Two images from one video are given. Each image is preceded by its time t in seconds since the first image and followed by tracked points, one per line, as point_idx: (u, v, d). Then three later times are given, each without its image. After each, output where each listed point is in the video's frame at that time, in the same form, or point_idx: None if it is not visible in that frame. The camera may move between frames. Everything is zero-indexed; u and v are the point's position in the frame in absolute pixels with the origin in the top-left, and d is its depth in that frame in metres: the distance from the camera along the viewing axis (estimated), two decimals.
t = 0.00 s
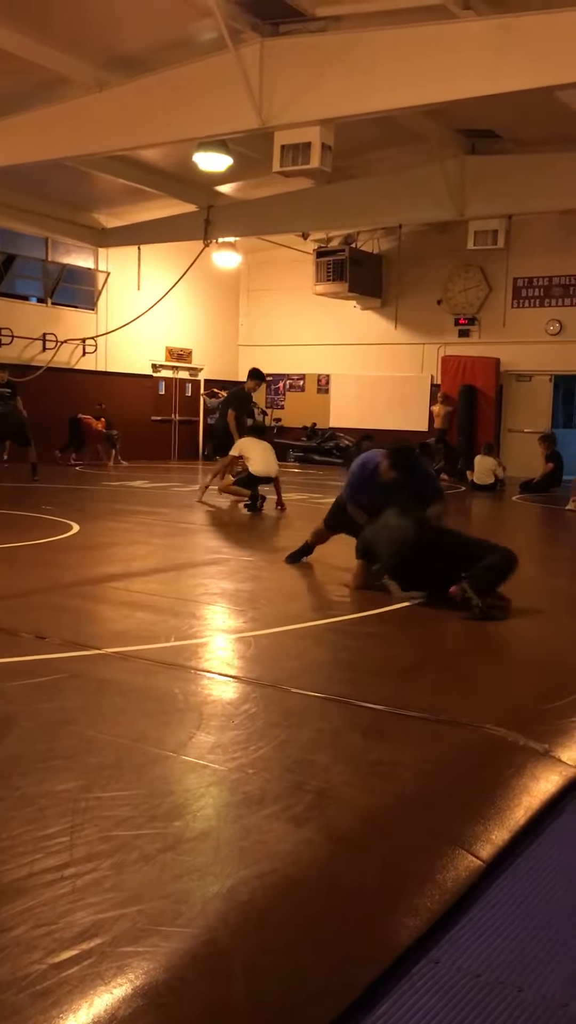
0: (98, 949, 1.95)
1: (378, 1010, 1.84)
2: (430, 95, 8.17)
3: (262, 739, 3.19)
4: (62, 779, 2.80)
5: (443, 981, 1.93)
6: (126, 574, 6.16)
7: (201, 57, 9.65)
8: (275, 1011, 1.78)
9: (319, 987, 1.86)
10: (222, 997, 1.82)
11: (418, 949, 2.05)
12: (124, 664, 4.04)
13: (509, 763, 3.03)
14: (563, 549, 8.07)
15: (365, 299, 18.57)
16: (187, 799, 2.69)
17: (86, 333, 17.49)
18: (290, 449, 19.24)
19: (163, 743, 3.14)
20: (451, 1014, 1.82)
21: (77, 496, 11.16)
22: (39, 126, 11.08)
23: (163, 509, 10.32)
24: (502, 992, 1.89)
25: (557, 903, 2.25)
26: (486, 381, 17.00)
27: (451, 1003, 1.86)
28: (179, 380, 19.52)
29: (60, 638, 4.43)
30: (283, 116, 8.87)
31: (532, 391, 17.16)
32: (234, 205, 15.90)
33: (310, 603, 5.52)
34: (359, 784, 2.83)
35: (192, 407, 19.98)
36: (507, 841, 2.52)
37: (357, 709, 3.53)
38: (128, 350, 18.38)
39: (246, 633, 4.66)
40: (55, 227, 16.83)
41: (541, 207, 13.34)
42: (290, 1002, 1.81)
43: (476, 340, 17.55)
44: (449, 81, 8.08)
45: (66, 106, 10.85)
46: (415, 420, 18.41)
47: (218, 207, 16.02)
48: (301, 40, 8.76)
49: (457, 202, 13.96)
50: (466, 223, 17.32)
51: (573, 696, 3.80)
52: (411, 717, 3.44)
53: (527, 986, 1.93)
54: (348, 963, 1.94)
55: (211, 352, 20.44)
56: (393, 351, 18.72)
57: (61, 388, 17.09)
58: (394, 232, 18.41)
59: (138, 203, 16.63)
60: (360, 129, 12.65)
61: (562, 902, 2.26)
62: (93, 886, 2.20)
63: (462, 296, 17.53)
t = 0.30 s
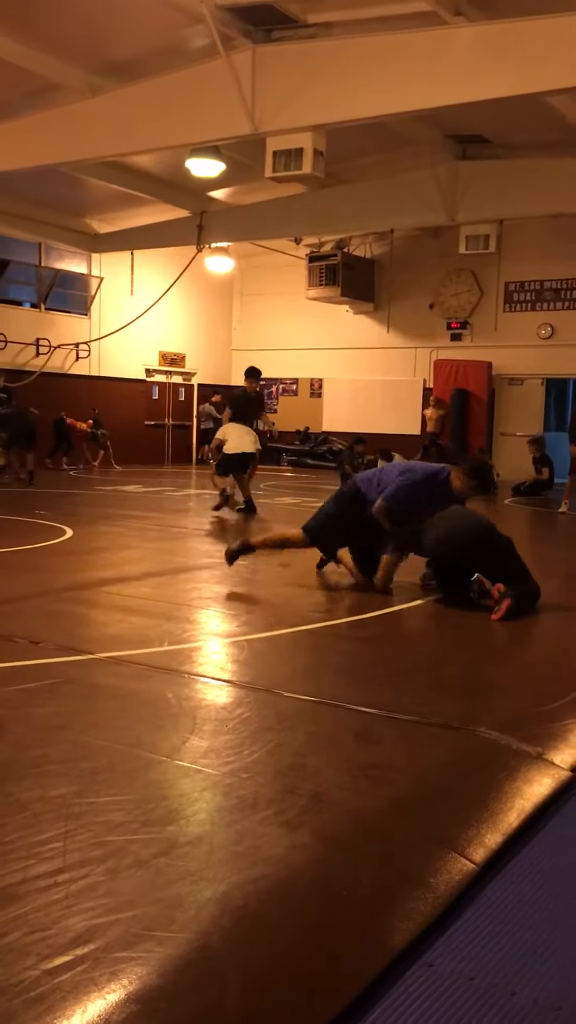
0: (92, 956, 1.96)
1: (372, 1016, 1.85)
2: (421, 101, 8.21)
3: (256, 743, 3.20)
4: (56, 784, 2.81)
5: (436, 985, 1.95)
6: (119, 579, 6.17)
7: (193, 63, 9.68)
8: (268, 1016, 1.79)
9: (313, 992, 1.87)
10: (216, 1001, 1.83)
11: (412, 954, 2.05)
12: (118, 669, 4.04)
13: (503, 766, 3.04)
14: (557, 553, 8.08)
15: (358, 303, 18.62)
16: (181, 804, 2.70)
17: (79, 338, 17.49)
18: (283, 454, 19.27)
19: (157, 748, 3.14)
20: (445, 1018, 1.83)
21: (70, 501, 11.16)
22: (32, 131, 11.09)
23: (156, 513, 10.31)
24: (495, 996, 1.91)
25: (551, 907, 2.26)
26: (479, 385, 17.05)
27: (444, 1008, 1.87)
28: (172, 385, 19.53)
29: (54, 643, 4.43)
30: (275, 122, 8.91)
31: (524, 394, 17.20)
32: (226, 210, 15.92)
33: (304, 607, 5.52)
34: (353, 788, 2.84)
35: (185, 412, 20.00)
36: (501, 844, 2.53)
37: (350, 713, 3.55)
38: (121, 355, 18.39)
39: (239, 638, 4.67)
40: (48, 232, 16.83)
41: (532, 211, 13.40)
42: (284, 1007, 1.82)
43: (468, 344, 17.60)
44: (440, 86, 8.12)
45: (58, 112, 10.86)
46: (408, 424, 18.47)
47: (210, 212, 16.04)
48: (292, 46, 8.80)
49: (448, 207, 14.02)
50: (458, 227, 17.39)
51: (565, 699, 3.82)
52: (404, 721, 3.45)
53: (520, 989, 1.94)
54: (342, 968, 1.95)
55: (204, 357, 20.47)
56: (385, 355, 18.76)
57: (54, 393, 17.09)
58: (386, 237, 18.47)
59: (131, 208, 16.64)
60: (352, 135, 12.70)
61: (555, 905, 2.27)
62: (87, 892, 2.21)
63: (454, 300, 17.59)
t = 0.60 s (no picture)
0: (88, 960, 1.95)
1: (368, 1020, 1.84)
2: (418, 104, 8.22)
3: (252, 747, 3.18)
4: (52, 787, 2.79)
5: (433, 990, 1.93)
6: (115, 582, 6.15)
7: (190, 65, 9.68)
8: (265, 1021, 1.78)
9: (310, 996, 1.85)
10: (214, 1006, 1.81)
11: (409, 958, 2.04)
12: (114, 673, 4.02)
13: (500, 770, 3.03)
14: (552, 557, 8.07)
15: (354, 307, 18.63)
16: (177, 808, 2.68)
17: (75, 341, 17.48)
18: (279, 457, 19.27)
19: (153, 751, 3.13)
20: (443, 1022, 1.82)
21: (65, 504, 11.13)
22: (28, 133, 11.07)
23: (152, 516, 10.30)
24: (493, 1001, 1.89)
25: (549, 911, 2.25)
26: (475, 389, 17.08)
27: (441, 1012, 1.86)
28: (167, 387, 19.52)
29: (49, 647, 4.41)
30: (272, 125, 8.91)
31: (520, 398, 17.23)
32: (223, 213, 15.92)
33: (300, 610, 5.51)
34: (350, 792, 2.83)
35: (181, 415, 19.99)
36: (497, 849, 2.51)
37: (346, 717, 3.54)
38: (116, 357, 18.37)
39: (236, 641, 4.65)
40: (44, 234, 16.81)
41: (529, 216, 13.43)
42: (281, 1012, 1.80)
43: (464, 348, 17.62)
44: (437, 90, 8.13)
45: (55, 114, 10.85)
46: (404, 427, 18.47)
47: (207, 214, 16.03)
48: (290, 50, 8.81)
49: (445, 211, 14.05)
50: (454, 231, 17.42)
51: (562, 703, 3.81)
52: (401, 725, 3.44)
53: (517, 993, 1.93)
54: (339, 972, 1.94)
55: (200, 360, 20.47)
56: (382, 359, 18.78)
57: (49, 395, 17.07)
58: (382, 241, 18.50)
59: (127, 210, 16.62)
60: (349, 138, 12.72)
61: (553, 910, 2.26)
62: (84, 896, 2.19)
63: (450, 304, 17.61)
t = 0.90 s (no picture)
0: (81, 965, 1.94)
1: None
2: (415, 110, 8.24)
3: (248, 751, 3.18)
4: (47, 791, 2.79)
5: (428, 995, 1.93)
6: (110, 585, 6.14)
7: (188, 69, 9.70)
8: None
9: (303, 1001, 1.85)
10: (207, 1011, 1.81)
11: (403, 963, 2.04)
12: (108, 676, 4.02)
13: (495, 775, 3.04)
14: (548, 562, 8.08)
15: (350, 311, 18.65)
16: (172, 812, 2.67)
17: (72, 344, 17.48)
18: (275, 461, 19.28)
19: (148, 755, 3.12)
20: None
21: (61, 507, 11.12)
22: (25, 136, 11.07)
23: (147, 520, 10.29)
24: (487, 1006, 1.90)
25: (543, 915, 2.26)
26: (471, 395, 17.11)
27: (435, 1017, 1.86)
28: (164, 391, 19.52)
29: (44, 650, 4.41)
30: (270, 129, 8.93)
31: (516, 403, 17.26)
32: (220, 216, 15.94)
33: (296, 614, 5.51)
34: (345, 797, 2.82)
35: (177, 418, 19.99)
36: (492, 854, 2.51)
37: (342, 720, 3.53)
38: (113, 360, 18.37)
39: (231, 645, 4.65)
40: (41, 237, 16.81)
41: (526, 221, 13.47)
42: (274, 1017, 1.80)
43: (460, 353, 17.65)
44: (434, 95, 8.16)
45: (52, 117, 10.86)
46: (400, 432, 18.48)
47: (204, 218, 16.04)
48: (287, 54, 8.83)
49: (442, 216, 14.11)
50: (451, 236, 17.45)
51: (557, 708, 3.81)
52: (396, 730, 3.44)
53: (512, 998, 1.93)
54: (333, 977, 1.94)
55: (197, 363, 20.47)
56: (378, 363, 18.80)
57: (45, 398, 17.06)
58: (379, 246, 18.53)
59: (125, 214, 16.62)
60: (346, 143, 12.75)
61: (548, 914, 2.26)
62: (78, 900, 2.19)
63: (446, 309, 17.65)
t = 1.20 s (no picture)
0: (74, 971, 1.93)
1: None
2: (410, 115, 8.26)
3: (242, 755, 3.17)
4: (40, 796, 2.77)
5: (423, 1001, 1.93)
6: (104, 589, 6.13)
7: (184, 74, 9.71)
8: None
9: (297, 1008, 1.84)
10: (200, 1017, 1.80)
11: (398, 970, 2.03)
12: (102, 680, 4.01)
13: (490, 779, 3.03)
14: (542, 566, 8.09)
15: (346, 316, 18.69)
16: (165, 817, 2.67)
17: (67, 348, 17.48)
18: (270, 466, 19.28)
19: (142, 760, 3.11)
20: None
21: (55, 511, 11.11)
22: (20, 140, 11.07)
23: (142, 524, 10.28)
24: (481, 1013, 1.89)
25: (539, 921, 2.25)
26: (465, 400, 17.12)
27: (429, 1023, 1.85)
28: (159, 395, 19.52)
29: (38, 654, 4.40)
30: (265, 134, 8.95)
31: (510, 408, 17.28)
32: (215, 221, 15.95)
33: (291, 619, 5.51)
34: (339, 801, 2.82)
35: (172, 422, 19.99)
36: (487, 860, 2.51)
37: (336, 725, 3.53)
38: (108, 365, 18.37)
39: (226, 649, 4.64)
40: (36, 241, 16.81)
41: (520, 227, 13.51)
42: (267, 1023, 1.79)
43: (455, 358, 17.68)
44: (429, 100, 8.18)
45: (48, 122, 10.87)
46: (395, 436, 18.48)
47: (200, 223, 16.05)
48: (283, 60, 8.86)
49: (436, 222, 14.19)
50: (445, 242, 17.49)
51: (552, 712, 3.82)
52: (390, 734, 3.44)
53: (507, 1005, 1.92)
54: (328, 983, 1.93)
55: (192, 368, 20.48)
56: (373, 368, 18.83)
57: (39, 402, 17.06)
58: (374, 251, 18.57)
59: (120, 218, 16.63)
60: (341, 148, 12.77)
61: (543, 920, 2.25)
62: (71, 906, 2.18)
63: (441, 314, 17.70)
